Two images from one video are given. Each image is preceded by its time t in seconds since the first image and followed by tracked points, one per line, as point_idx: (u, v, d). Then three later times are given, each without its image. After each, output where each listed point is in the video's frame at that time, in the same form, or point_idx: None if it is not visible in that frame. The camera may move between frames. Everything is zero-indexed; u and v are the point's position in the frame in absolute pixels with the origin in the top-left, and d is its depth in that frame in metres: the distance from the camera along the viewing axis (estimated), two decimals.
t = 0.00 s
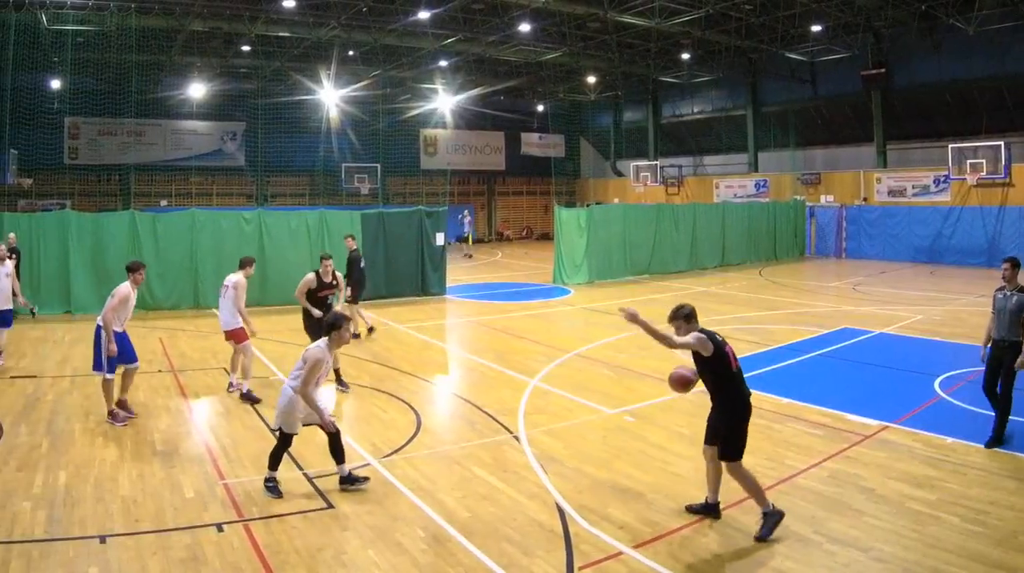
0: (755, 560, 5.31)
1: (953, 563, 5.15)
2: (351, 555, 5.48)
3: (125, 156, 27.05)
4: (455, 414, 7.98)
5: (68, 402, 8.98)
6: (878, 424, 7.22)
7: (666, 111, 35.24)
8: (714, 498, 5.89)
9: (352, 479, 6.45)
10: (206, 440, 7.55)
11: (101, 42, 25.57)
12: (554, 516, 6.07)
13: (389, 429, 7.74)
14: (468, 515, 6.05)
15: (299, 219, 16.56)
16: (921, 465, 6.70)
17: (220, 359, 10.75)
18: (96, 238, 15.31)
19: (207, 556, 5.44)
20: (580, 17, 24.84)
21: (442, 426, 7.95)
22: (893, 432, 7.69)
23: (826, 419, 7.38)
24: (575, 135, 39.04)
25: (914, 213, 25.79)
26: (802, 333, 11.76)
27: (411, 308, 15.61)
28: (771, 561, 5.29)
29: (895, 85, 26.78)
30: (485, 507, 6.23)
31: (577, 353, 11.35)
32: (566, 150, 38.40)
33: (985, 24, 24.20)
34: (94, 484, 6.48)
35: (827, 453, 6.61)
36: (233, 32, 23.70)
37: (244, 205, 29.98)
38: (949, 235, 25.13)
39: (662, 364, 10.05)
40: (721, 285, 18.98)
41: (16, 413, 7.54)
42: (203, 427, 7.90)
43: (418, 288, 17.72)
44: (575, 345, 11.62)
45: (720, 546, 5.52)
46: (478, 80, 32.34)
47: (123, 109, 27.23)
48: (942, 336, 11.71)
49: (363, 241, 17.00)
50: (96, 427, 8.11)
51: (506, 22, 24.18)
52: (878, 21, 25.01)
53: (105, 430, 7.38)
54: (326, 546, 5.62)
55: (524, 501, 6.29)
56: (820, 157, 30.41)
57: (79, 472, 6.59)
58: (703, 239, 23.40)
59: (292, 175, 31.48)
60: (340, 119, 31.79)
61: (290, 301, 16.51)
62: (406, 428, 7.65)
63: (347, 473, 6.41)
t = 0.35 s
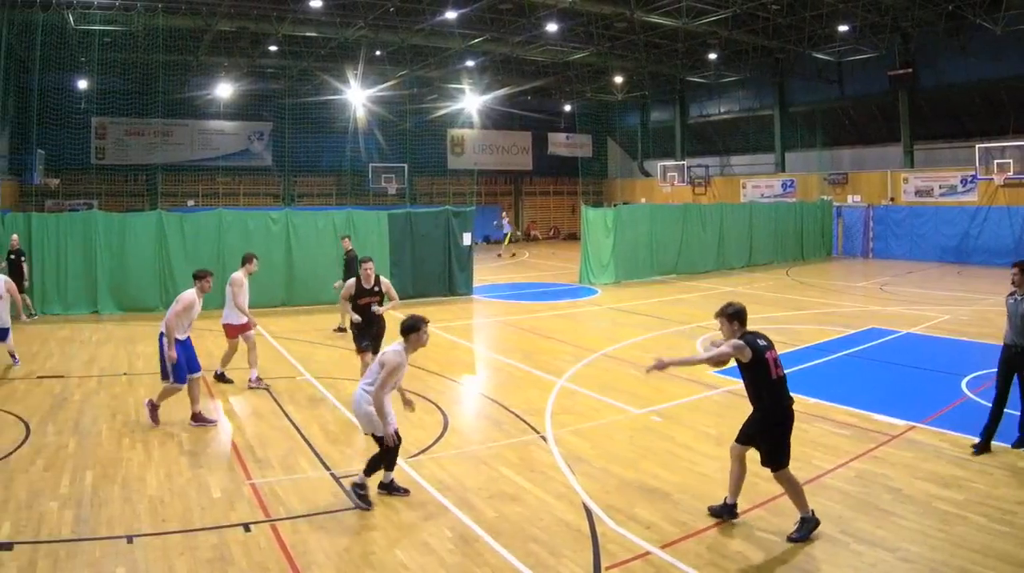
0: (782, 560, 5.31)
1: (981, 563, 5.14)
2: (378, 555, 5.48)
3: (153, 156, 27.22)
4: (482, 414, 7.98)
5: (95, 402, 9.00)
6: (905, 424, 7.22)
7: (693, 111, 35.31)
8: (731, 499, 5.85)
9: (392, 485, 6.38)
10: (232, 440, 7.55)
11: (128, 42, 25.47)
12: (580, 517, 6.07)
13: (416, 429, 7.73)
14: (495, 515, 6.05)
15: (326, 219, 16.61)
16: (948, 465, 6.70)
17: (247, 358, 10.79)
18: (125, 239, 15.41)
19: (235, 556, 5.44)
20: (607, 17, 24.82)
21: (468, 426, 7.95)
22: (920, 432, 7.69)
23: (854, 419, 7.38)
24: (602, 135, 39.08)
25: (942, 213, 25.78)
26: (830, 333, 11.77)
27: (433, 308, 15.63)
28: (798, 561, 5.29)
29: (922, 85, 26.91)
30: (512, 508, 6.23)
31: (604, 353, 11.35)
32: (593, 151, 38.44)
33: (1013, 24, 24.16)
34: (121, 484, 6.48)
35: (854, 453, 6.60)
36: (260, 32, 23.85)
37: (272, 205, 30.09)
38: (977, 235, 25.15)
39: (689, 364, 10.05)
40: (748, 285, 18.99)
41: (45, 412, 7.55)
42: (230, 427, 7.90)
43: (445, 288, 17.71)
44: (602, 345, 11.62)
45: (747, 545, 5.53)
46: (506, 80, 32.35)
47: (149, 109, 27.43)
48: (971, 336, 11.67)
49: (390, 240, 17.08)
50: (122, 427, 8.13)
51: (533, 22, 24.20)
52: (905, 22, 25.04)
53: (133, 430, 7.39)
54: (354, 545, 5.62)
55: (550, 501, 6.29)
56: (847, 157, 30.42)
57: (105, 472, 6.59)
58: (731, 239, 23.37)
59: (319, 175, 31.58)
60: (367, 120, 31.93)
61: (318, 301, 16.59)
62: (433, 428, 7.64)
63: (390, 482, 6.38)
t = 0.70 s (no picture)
0: (809, 560, 5.31)
1: (1009, 564, 5.13)
2: (405, 555, 5.47)
3: (180, 156, 26.97)
4: (508, 414, 7.98)
5: (121, 401, 9.02)
6: (931, 424, 7.22)
7: (720, 111, 35.35)
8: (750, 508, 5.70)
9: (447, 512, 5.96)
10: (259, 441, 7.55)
11: (154, 42, 25.42)
12: (607, 516, 6.06)
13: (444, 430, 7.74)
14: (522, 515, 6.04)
15: (353, 219, 16.64)
16: (975, 465, 6.70)
17: (274, 358, 10.83)
18: (151, 239, 15.43)
19: (262, 556, 5.44)
20: (634, 17, 24.81)
21: (495, 426, 7.95)
22: (947, 432, 7.69)
23: (881, 418, 7.39)
24: (629, 135, 38.97)
25: (969, 212, 25.76)
26: (857, 333, 11.80)
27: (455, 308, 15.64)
28: (825, 561, 5.29)
29: (949, 84, 26.89)
30: (539, 508, 6.23)
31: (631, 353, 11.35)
32: (620, 150, 38.48)
33: None
34: (148, 484, 6.48)
35: (881, 453, 6.60)
36: (288, 32, 23.96)
37: (299, 205, 30.24)
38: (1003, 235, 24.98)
39: (716, 364, 10.05)
40: (774, 285, 19.01)
41: (72, 412, 7.56)
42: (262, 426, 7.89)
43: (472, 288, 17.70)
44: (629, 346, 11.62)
45: (774, 545, 5.52)
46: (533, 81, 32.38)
47: (177, 109, 27.38)
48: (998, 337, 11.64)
49: (416, 240, 17.11)
50: (148, 426, 8.14)
51: (560, 23, 24.25)
52: (932, 22, 25.07)
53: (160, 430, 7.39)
54: (382, 546, 5.61)
55: (577, 501, 6.29)
56: (874, 157, 30.33)
57: (132, 472, 6.60)
58: (758, 239, 23.35)
59: (345, 175, 31.55)
60: (395, 119, 31.78)
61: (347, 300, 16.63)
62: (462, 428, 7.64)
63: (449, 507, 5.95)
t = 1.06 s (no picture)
0: (833, 559, 5.32)
1: None
2: (431, 555, 5.47)
3: (205, 156, 27.02)
4: (534, 413, 7.98)
5: (147, 402, 9.04)
6: (957, 424, 7.22)
7: (746, 111, 35.46)
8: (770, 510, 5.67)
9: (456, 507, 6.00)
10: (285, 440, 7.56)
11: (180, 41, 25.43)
12: (633, 517, 6.06)
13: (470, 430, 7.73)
14: (548, 515, 6.04)
15: (379, 218, 16.65)
16: (1001, 465, 6.69)
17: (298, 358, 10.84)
18: (179, 240, 15.47)
19: (289, 557, 5.43)
20: (660, 17, 24.83)
21: (520, 426, 7.96)
22: (973, 432, 7.69)
23: (907, 418, 7.39)
24: (655, 135, 39.10)
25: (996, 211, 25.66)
26: (883, 334, 11.81)
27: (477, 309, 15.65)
28: (849, 560, 5.29)
29: (976, 84, 26.85)
30: (564, 507, 6.23)
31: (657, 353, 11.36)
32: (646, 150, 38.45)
33: None
34: (174, 484, 6.48)
35: (907, 453, 6.60)
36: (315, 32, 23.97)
37: (325, 205, 30.16)
38: None
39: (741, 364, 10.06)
40: (800, 285, 19.00)
41: (98, 412, 7.57)
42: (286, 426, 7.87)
43: (498, 288, 17.69)
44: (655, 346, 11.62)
45: (800, 545, 5.52)
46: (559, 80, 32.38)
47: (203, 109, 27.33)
48: None
49: (442, 240, 17.14)
50: (174, 426, 8.16)
51: (586, 23, 24.27)
52: (958, 21, 25.09)
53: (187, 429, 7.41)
54: (406, 545, 5.60)
55: (602, 500, 6.30)
56: (900, 158, 30.31)
57: (157, 472, 6.61)
58: (785, 239, 23.35)
59: (373, 175, 31.27)
60: (421, 119, 31.63)
61: (372, 300, 16.62)
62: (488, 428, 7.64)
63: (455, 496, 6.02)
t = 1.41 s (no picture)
0: (860, 559, 5.31)
1: None
2: (459, 555, 5.47)
3: (233, 157, 27.08)
4: (562, 413, 7.98)
5: (174, 401, 9.05)
6: (985, 424, 7.22)
7: (773, 111, 35.56)
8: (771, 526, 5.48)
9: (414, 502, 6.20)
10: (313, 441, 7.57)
11: (207, 41, 25.44)
12: (660, 517, 6.06)
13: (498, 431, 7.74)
14: (575, 515, 6.03)
15: (406, 219, 16.67)
16: None
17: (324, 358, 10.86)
18: (204, 239, 15.50)
19: (316, 557, 5.43)
20: (688, 17, 24.81)
21: (546, 426, 7.97)
22: (1002, 432, 7.69)
23: (935, 418, 7.39)
24: (682, 135, 38.81)
25: None
26: (910, 334, 11.80)
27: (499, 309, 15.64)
28: (876, 560, 5.28)
29: (1004, 84, 26.78)
30: (592, 507, 6.23)
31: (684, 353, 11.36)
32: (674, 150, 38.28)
33: None
34: (201, 484, 6.48)
35: (935, 453, 6.59)
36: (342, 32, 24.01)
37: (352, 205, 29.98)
38: None
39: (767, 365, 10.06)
40: (827, 285, 19.00)
41: (126, 413, 7.59)
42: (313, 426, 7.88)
43: (525, 288, 17.70)
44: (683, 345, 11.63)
45: (826, 545, 5.51)
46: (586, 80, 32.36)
47: (230, 109, 27.43)
48: None
49: (469, 240, 17.16)
50: (199, 426, 8.17)
51: (613, 22, 24.24)
52: (986, 22, 25.06)
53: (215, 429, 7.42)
54: (434, 545, 5.59)
55: (629, 500, 6.30)
56: (927, 158, 30.31)
57: (184, 473, 6.62)
58: (812, 240, 23.39)
59: (400, 174, 31.35)
60: (448, 119, 31.57)
61: (399, 300, 16.66)
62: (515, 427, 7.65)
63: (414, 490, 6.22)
